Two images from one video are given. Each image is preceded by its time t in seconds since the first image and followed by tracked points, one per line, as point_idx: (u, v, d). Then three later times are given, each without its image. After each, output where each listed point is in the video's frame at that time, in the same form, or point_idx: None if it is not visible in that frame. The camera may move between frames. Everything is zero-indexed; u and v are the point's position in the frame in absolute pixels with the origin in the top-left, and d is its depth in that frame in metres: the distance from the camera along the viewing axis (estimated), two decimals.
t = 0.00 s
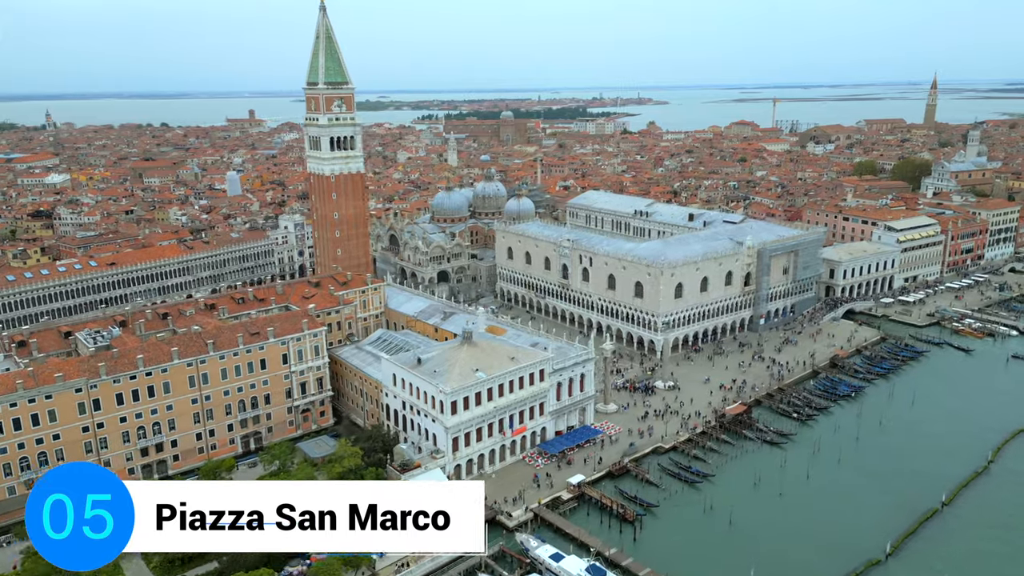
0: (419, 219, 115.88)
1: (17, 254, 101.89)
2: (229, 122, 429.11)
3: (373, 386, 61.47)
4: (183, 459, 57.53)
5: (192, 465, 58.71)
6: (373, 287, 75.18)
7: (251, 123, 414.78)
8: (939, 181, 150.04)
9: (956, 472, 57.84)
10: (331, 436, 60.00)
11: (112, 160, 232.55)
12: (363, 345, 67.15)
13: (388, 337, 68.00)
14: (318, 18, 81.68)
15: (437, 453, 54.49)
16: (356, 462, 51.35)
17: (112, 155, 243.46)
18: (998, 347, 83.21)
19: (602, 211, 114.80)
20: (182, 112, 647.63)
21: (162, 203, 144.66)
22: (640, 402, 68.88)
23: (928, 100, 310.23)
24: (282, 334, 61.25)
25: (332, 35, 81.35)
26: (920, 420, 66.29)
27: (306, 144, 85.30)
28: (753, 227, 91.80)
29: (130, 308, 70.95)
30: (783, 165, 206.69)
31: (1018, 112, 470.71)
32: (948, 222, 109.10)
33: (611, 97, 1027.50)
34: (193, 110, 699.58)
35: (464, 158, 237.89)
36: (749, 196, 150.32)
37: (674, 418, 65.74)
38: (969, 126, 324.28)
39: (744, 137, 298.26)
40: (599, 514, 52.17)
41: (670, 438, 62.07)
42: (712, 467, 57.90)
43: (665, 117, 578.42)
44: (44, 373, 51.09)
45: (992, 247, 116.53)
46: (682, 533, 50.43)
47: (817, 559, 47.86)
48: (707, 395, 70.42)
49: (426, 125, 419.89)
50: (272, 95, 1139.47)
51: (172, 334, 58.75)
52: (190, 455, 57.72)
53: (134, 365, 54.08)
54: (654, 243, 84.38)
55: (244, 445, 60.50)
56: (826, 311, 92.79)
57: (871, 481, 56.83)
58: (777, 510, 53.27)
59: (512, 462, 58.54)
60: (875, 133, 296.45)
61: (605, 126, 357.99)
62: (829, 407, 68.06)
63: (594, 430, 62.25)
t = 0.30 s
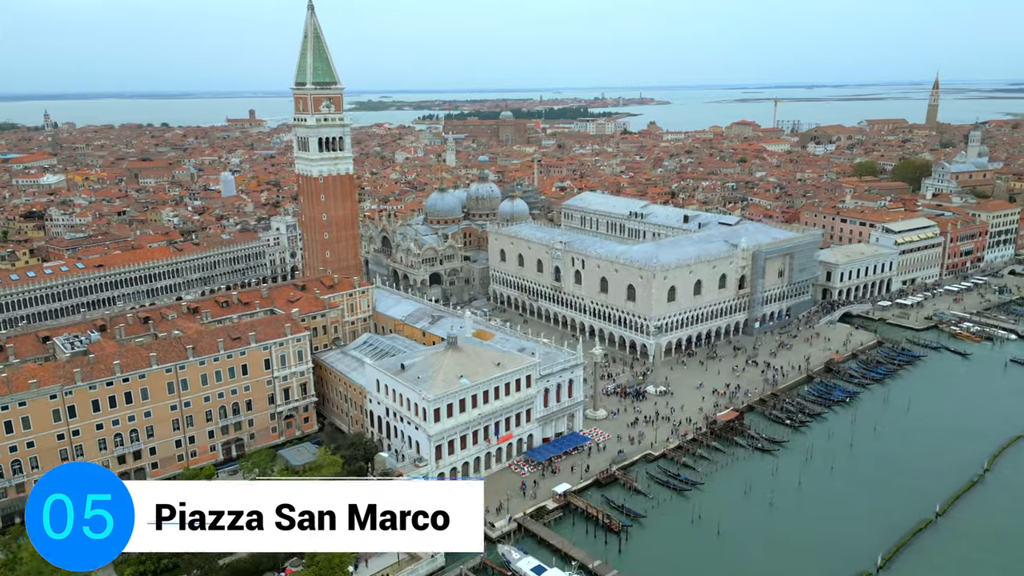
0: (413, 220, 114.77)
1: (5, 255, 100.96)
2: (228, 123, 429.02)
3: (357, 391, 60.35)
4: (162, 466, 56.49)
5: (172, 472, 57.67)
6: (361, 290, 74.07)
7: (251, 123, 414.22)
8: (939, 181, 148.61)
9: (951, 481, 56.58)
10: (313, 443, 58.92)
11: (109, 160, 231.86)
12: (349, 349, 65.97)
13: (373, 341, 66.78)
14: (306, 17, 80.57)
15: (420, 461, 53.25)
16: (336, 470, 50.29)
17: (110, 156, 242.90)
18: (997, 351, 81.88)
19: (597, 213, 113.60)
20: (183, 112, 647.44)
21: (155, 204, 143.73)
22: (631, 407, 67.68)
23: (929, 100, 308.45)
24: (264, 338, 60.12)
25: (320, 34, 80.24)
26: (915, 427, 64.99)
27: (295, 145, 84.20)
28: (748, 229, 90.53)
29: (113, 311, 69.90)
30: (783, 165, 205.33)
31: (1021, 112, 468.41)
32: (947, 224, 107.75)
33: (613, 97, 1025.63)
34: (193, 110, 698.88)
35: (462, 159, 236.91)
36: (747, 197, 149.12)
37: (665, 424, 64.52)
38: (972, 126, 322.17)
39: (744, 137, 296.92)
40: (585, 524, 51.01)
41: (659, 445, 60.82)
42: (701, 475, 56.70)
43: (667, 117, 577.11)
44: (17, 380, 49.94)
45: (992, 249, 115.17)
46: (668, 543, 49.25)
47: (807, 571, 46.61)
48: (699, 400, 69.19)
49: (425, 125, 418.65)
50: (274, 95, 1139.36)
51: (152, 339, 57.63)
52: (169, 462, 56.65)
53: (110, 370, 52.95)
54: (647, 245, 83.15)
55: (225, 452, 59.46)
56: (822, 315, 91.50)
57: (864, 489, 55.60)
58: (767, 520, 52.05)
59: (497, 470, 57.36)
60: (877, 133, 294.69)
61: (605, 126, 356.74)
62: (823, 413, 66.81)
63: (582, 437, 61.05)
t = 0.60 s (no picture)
0: (406, 221, 113.67)
1: None
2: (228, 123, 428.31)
3: (341, 397, 59.21)
4: (140, 473, 55.46)
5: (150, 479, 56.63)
6: (348, 293, 72.98)
7: (251, 123, 413.43)
8: (940, 182, 147.02)
9: (946, 491, 55.29)
10: (295, 450, 57.80)
11: (106, 160, 230.98)
12: (334, 353, 64.82)
13: (359, 344, 65.65)
14: (293, 16, 79.44)
15: (401, 469, 52.10)
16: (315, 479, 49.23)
17: (108, 156, 242.24)
18: (995, 356, 80.61)
19: (592, 214, 112.41)
20: (184, 112, 646.34)
21: (149, 205, 142.70)
22: (620, 413, 66.47)
23: (931, 100, 306.41)
24: (245, 343, 58.98)
25: (307, 34, 79.13)
26: (910, 435, 63.71)
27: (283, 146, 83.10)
28: (743, 231, 89.26)
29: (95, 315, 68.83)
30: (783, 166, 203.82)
31: None
32: (946, 226, 106.39)
33: (615, 97, 1024.85)
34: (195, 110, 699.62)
35: (461, 159, 235.84)
36: (745, 198, 147.85)
37: (655, 430, 63.31)
38: (974, 126, 320.24)
39: (744, 137, 295.59)
40: (570, 534, 49.83)
41: (648, 453, 59.60)
42: (690, 484, 55.51)
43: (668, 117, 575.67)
44: None
45: (992, 251, 113.77)
46: (654, 555, 48.05)
47: None
48: (690, 406, 67.95)
49: (425, 125, 417.52)
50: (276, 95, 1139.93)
51: (130, 344, 56.54)
52: (147, 469, 55.61)
53: (86, 376, 51.85)
54: (639, 248, 81.96)
55: (205, 459, 58.41)
56: (819, 318, 90.22)
57: (856, 499, 54.32)
58: (755, 530, 50.83)
59: (482, 479, 56.16)
60: (878, 134, 292.56)
61: (605, 126, 355.37)
62: (816, 420, 65.54)
63: (570, 444, 59.81)
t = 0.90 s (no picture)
0: (398, 223, 112.44)
1: None
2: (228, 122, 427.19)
3: (322, 404, 57.95)
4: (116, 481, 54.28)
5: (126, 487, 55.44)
6: (334, 296, 71.79)
7: (251, 123, 412.08)
8: (940, 183, 145.44)
9: (940, 500, 54.03)
10: (274, 457, 56.59)
11: (102, 160, 229.65)
12: (317, 358, 63.57)
13: (343, 349, 64.41)
14: (280, 15, 78.23)
15: (381, 478, 50.81)
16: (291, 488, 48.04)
17: (104, 156, 241.13)
18: (992, 360, 79.26)
19: (586, 215, 111.09)
20: (183, 112, 644.58)
21: (141, 205, 141.46)
22: (610, 419, 65.19)
23: (934, 100, 304.31)
24: (224, 348, 57.76)
25: (294, 32, 77.90)
26: (904, 442, 62.40)
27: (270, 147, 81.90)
28: (737, 233, 87.94)
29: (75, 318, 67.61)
30: (783, 167, 202.23)
31: None
32: (945, 228, 104.98)
33: (616, 97, 1022.08)
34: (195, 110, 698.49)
35: (459, 159, 234.46)
36: (743, 199, 146.41)
37: (644, 437, 62.04)
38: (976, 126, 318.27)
39: (744, 137, 293.93)
40: (553, 546, 48.58)
41: (636, 461, 58.33)
42: (678, 493, 54.28)
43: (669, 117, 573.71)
44: None
45: (991, 253, 112.34)
46: (638, 568, 46.82)
47: None
48: (681, 412, 66.65)
49: (425, 125, 415.96)
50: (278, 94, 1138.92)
51: (106, 349, 55.31)
52: (123, 477, 54.44)
53: (59, 383, 50.59)
54: (631, 250, 80.68)
55: (183, 467, 57.23)
56: (815, 321, 88.88)
57: (848, 509, 53.06)
58: (743, 542, 49.59)
59: (465, 488, 54.91)
60: (880, 133, 290.36)
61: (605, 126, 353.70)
62: (809, 427, 64.22)
63: (556, 451, 58.53)
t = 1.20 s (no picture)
0: (391, 224, 111.33)
1: None
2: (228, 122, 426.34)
3: (304, 410, 56.84)
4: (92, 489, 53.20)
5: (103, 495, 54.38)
6: (320, 299, 70.70)
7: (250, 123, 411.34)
8: (940, 184, 144.05)
9: (934, 510, 52.71)
10: (254, 465, 55.46)
11: (98, 160, 228.64)
12: (300, 364, 62.45)
13: (327, 353, 63.28)
14: (266, 13, 77.00)
15: (361, 488, 49.69)
16: (267, 497, 46.93)
17: (101, 156, 240.30)
18: (990, 365, 77.99)
19: (581, 217, 109.88)
20: (184, 111, 644.22)
21: (134, 206, 140.41)
22: (599, 426, 63.99)
23: (935, 100, 302.44)
24: (204, 353, 56.64)
25: (280, 32, 76.65)
26: (899, 449, 61.11)
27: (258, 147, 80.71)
28: (732, 235, 86.73)
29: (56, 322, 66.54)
30: (783, 167, 200.84)
31: None
32: (944, 229, 103.65)
33: (618, 96, 1020.93)
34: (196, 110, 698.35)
35: (457, 159, 233.27)
36: (740, 200, 145.16)
37: (633, 444, 60.82)
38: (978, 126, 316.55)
39: (744, 138, 292.42)
40: (535, 557, 47.44)
41: (625, 468, 57.15)
42: (666, 503, 53.06)
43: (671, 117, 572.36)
44: None
45: (991, 255, 110.98)
46: None
47: None
48: (672, 418, 65.43)
49: (425, 125, 414.84)
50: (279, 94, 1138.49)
51: (83, 354, 54.15)
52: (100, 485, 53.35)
53: (32, 390, 49.44)
54: (624, 253, 79.47)
55: (162, 474, 56.17)
56: (811, 325, 87.59)
57: (839, 519, 51.80)
58: (731, 553, 48.36)
59: (448, 497, 53.77)
60: (882, 134, 288.52)
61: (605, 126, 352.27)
62: (802, 433, 62.97)
63: (542, 459, 57.33)
